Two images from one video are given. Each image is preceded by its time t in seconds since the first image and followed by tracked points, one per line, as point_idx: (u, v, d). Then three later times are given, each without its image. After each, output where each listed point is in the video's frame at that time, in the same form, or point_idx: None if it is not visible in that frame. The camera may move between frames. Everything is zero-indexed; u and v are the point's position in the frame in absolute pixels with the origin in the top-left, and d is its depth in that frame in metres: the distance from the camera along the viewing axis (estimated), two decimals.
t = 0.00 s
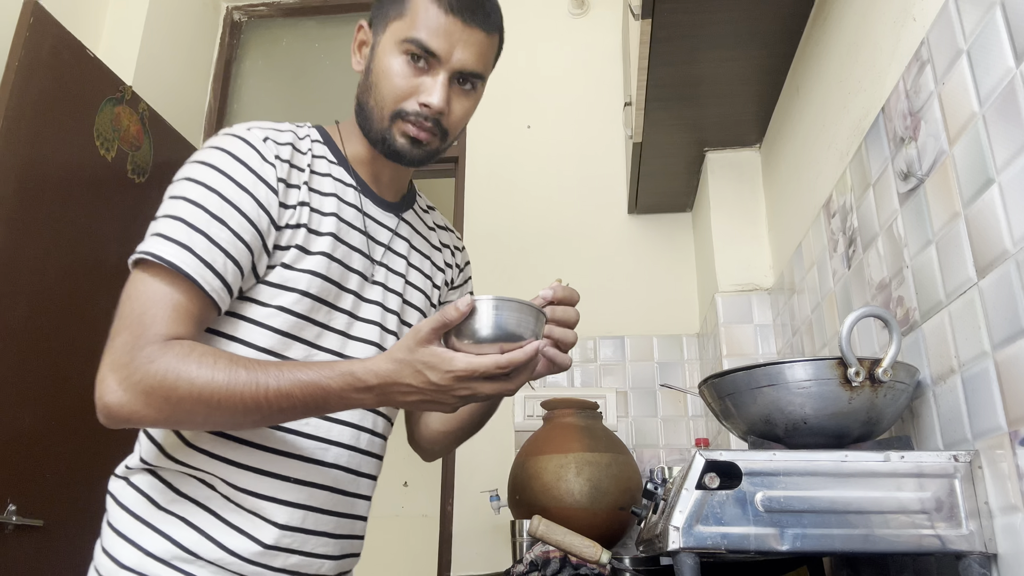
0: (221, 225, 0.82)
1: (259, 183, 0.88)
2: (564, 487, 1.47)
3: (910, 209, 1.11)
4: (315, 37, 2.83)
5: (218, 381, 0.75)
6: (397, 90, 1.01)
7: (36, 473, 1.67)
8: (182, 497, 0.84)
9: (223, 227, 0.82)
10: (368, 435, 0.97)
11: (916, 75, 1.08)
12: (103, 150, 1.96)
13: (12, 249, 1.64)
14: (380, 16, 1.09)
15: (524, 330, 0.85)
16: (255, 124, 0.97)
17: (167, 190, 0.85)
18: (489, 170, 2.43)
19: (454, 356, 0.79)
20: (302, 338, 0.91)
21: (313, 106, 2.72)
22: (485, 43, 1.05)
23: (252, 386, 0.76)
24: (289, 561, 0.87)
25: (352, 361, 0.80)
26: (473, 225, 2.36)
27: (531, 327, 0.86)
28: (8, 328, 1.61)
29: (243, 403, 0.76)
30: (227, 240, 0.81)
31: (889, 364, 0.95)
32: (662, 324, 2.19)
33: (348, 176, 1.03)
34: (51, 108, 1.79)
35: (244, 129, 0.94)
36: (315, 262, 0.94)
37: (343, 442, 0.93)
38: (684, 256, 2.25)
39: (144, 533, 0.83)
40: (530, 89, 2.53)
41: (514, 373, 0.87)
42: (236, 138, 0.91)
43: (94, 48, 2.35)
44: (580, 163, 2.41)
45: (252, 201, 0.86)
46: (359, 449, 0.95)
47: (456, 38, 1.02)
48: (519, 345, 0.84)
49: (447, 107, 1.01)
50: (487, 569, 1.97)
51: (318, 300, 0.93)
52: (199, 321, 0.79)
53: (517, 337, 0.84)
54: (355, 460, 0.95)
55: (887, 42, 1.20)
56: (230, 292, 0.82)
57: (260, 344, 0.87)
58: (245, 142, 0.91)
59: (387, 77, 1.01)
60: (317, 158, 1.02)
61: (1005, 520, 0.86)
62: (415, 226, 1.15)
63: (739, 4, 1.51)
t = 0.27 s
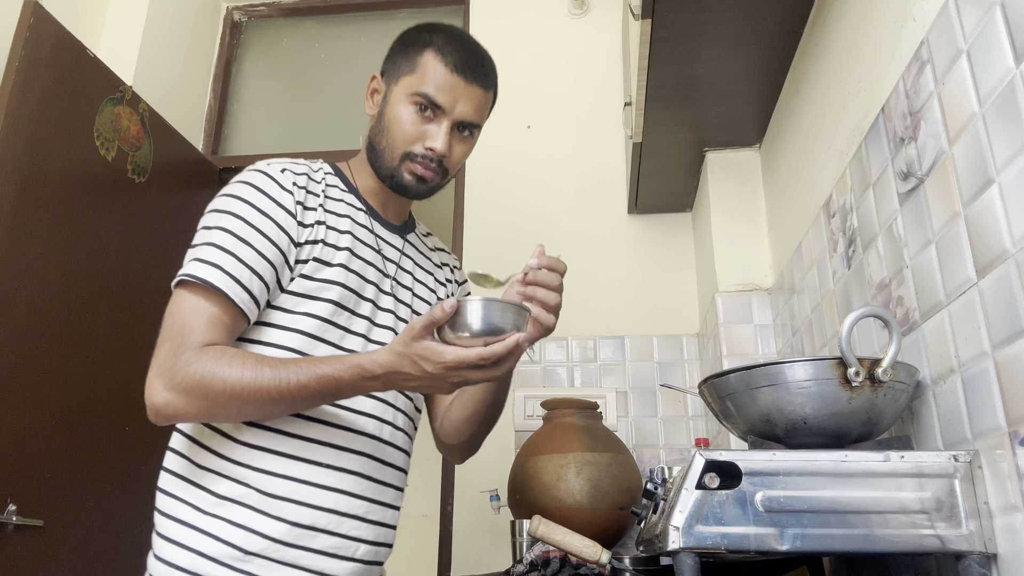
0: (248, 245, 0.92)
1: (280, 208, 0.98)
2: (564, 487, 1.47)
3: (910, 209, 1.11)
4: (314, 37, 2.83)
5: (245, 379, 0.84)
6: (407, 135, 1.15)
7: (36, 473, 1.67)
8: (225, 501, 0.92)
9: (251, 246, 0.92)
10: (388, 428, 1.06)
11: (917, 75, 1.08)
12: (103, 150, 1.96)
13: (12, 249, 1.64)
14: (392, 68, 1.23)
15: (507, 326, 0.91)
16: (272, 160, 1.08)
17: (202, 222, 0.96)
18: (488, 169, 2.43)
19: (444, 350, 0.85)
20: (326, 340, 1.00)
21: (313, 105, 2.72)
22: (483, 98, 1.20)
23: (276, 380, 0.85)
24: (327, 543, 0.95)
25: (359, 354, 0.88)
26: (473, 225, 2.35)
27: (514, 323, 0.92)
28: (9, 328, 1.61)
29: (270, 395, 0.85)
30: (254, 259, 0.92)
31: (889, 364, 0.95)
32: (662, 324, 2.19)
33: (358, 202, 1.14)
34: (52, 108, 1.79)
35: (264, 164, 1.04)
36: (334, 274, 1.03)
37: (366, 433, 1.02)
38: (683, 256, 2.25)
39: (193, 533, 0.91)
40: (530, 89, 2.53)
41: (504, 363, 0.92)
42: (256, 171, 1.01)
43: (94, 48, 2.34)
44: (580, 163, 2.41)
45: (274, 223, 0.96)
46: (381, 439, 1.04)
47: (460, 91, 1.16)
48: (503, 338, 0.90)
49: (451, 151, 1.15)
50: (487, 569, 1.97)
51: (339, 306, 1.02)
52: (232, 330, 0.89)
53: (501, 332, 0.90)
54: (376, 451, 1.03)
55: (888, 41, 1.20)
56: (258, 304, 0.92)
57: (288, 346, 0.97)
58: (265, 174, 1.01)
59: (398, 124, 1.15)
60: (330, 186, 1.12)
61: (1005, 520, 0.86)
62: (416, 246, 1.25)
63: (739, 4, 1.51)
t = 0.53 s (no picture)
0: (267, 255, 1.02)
1: (295, 223, 1.09)
2: (565, 487, 1.46)
3: (910, 209, 1.11)
4: (314, 37, 2.83)
5: (265, 368, 0.95)
6: (413, 164, 1.25)
7: (36, 473, 1.67)
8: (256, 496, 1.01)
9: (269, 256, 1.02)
10: (401, 423, 1.17)
11: (917, 74, 1.08)
12: (103, 150, 1.96)
13: (12, 249, 1.64)
14: (395, 102, 1.33)
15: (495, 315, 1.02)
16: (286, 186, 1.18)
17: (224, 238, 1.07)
18: (488, 169, 2.43)
19: (439, 335, 0.97)
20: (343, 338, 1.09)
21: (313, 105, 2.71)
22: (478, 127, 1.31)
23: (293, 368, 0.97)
24: (348, 526, 1.04)
25: (365, 340, 0.99)
26: (473, 225, 2.35)
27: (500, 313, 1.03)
28: (8, 328, 1.61)
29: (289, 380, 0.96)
30: (272, 266, 1.02)
31: (889, 364, 0.95)
32: (662, 324, 2.19)
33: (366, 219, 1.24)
34: (52, 108, 1.79)
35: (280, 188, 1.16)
36: (347, 279, 1.13)
37: (381, 426, 1.12)
38: (683, 256, 2.25)
39: (228, 522, 1.00)
40: (530, 89, 2.53)
41: (493, 347, 1.03)
42: (273, 194, 1.13)
43: (94, 47, 2.34)
44: (580, 163, 2.41)
45: (290, 235, 1.07)
46: (395, 433, 1.14)
47: (457, 123, 1.27)
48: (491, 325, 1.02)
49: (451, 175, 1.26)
50: (487, 570, 1.97)
51: (353, 308, 1.12)
52: (253, 329, 1.00)
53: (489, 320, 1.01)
54: (389, 440, 1.13)
55: (888, 40, 1.20)
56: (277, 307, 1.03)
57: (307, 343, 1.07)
58: (281, 195, 1.12)
59: (404, 154, 1.26)
60: (341, 207, 1.22)
61: (1005, 520, 0.86)
62: (418, 262, 1.34)
63: (738, 5, 1.52)
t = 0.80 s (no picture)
0: (269, 259, 1.02)
1: (295, 227, 1.09)
2: (564, 487, 1.47)
3: (910, 209, 1.11)
4: (314, 37, 2.83)
5: (278, 368, 0.96)
6: (419, 174, 1.26)
7: (36, 473, 1.67)
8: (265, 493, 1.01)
9: (272, 259, 1.03)
10: (403, 420, 1.18)
11: (917, 74, 1.08)
12: (103, 150, 1.96)
13: (11, 249, 1.64)
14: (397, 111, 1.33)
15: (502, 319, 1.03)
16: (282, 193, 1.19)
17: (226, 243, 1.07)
18: (488, 169, 2.43)
19: (449, 335, 0.98)
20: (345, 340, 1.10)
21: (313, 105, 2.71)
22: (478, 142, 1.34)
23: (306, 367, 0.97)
24: (355, 520, 1.04)
25: (374, 340, 1.01)
26: (473, 225, 2.35)
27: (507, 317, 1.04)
28: (8, 328, 1.61)
29: (301, 380, 0.97)
30: (275, 270, 1.02)
31: (889, 364, 0.95)
32: (662, 324, 2.19)
33: (363, 226, 1.24)
34: (52, 108, 1.79)
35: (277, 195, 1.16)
36: (348, 281, 1.13)
37: (383, 421, 1.13)
38: (683, 256, 2.25)
39: (237, 521, 0.99)
40: (530, 89, 2.53)
41: (498, 348, 1.05)
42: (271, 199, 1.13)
43: (94, 48, 2.34)
44: (580, 163, 2.41)
45: (291, 239, 1.07)
46: (397, 428, 1.15)
47: (462, 137, 1.30)
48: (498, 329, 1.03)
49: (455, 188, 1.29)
50: (486, 569, 1.97)
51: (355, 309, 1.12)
52: (259, 331, 1.00)
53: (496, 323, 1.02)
54: (390, 435, 1.13)
55: (888, 40, 1.20)
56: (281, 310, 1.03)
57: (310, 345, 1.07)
58: (280, 201, 1.13)
59: (410, 164, 1.27)
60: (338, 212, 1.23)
61: (1005, 521, 0.86)
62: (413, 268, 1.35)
63: (739, 4, 1.51)
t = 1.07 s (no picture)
0: (262, 257, 1.02)
1: (288, 226, 1.09)
2: (564, 487, 1.47)
3: (910, 208, 1.11)
4: (314, 37, 2.83)
5: (281, 367, 0.96)
6: (409, 174, 1.26)
7: (35, 472, 1.67)
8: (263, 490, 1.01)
9: (265, 258, 1.03)
10: (399, 418, 1.18)
11: (917, 75, 1.08)
12: (103, 150, 1.96)
13: (11, 249, 1.64)
14: (388, 110, 1.33)
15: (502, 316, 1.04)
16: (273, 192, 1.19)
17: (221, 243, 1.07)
18: (488, 169, 2.43)
19: (451, 330, 0.99)
20: (340, 338, 1.10)
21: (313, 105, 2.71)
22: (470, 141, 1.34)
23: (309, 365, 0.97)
24: (353, 517, 1.04)
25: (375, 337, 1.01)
26: (473, 225, 2.35)
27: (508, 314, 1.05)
28: (8, 328, 1.61)
29: (305, 378, 0.97)
30: (269, 268, 1.02)
31: (889, 364, 0.95)
32: (662, 324, 2.19)
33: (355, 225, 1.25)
34: (52, 108, 1.79)
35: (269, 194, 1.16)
36: (342, 279, 1.13)
37: (379, 418, 1.14)
38: (683, 256, 2.25)
39: (236, 520, 0.99)
40: (530, 89, 2.53)
41: (498, 344, 1.05)
42: (262, 199, 1.13)
43: (94, 48, 2.34)
44: (580, 163, 2.41)
45: (284, 238, 1.07)
46: (393, 426, 1.16)
47: (453, 137, 1.30)
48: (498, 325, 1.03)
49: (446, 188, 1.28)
50: (486, 570, 1.97)
51: (350, 308, 1.12)
52: (256, 330, 1.00)
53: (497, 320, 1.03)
54: (388, 434, 1.14)
55: (888, 40, 1.20)
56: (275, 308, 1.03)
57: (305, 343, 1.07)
58: (271, 200, 1.13)
59: (399, 164, 1.27)
60: (331, 211, 1.23)
61: (1005, 520, 0.86)
62: (406, 266, 1.35)
63: (738, 4, 1.51)
